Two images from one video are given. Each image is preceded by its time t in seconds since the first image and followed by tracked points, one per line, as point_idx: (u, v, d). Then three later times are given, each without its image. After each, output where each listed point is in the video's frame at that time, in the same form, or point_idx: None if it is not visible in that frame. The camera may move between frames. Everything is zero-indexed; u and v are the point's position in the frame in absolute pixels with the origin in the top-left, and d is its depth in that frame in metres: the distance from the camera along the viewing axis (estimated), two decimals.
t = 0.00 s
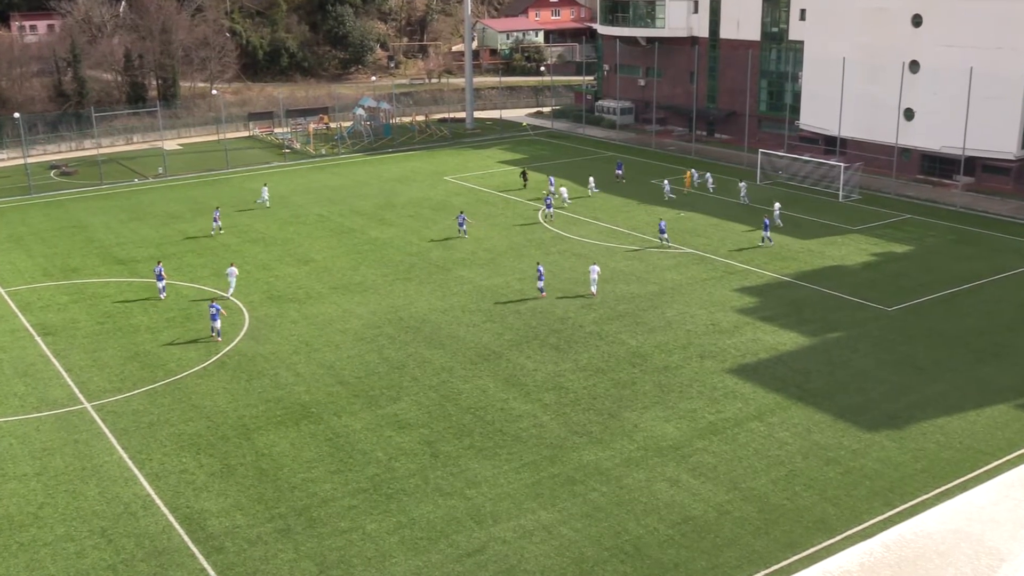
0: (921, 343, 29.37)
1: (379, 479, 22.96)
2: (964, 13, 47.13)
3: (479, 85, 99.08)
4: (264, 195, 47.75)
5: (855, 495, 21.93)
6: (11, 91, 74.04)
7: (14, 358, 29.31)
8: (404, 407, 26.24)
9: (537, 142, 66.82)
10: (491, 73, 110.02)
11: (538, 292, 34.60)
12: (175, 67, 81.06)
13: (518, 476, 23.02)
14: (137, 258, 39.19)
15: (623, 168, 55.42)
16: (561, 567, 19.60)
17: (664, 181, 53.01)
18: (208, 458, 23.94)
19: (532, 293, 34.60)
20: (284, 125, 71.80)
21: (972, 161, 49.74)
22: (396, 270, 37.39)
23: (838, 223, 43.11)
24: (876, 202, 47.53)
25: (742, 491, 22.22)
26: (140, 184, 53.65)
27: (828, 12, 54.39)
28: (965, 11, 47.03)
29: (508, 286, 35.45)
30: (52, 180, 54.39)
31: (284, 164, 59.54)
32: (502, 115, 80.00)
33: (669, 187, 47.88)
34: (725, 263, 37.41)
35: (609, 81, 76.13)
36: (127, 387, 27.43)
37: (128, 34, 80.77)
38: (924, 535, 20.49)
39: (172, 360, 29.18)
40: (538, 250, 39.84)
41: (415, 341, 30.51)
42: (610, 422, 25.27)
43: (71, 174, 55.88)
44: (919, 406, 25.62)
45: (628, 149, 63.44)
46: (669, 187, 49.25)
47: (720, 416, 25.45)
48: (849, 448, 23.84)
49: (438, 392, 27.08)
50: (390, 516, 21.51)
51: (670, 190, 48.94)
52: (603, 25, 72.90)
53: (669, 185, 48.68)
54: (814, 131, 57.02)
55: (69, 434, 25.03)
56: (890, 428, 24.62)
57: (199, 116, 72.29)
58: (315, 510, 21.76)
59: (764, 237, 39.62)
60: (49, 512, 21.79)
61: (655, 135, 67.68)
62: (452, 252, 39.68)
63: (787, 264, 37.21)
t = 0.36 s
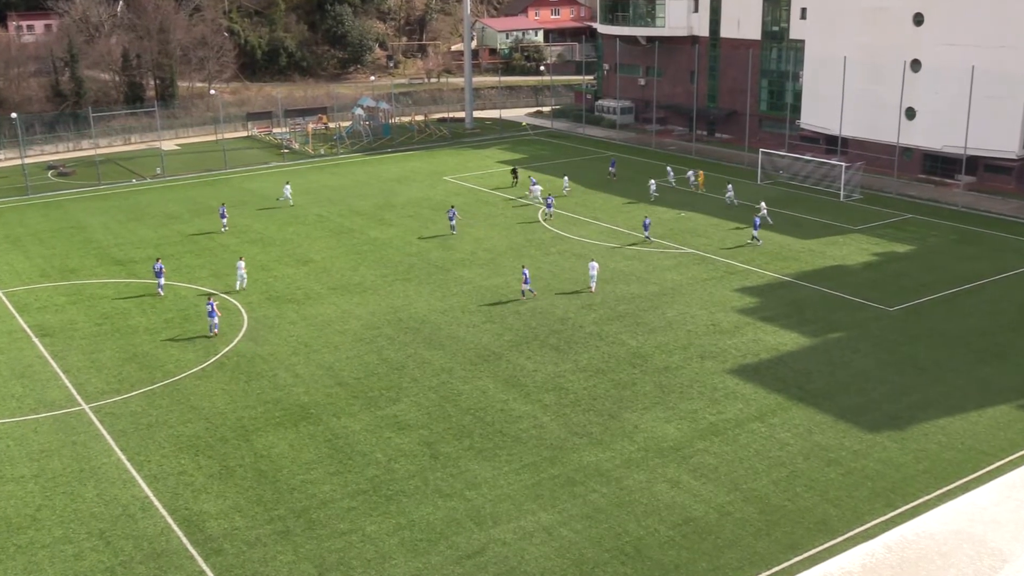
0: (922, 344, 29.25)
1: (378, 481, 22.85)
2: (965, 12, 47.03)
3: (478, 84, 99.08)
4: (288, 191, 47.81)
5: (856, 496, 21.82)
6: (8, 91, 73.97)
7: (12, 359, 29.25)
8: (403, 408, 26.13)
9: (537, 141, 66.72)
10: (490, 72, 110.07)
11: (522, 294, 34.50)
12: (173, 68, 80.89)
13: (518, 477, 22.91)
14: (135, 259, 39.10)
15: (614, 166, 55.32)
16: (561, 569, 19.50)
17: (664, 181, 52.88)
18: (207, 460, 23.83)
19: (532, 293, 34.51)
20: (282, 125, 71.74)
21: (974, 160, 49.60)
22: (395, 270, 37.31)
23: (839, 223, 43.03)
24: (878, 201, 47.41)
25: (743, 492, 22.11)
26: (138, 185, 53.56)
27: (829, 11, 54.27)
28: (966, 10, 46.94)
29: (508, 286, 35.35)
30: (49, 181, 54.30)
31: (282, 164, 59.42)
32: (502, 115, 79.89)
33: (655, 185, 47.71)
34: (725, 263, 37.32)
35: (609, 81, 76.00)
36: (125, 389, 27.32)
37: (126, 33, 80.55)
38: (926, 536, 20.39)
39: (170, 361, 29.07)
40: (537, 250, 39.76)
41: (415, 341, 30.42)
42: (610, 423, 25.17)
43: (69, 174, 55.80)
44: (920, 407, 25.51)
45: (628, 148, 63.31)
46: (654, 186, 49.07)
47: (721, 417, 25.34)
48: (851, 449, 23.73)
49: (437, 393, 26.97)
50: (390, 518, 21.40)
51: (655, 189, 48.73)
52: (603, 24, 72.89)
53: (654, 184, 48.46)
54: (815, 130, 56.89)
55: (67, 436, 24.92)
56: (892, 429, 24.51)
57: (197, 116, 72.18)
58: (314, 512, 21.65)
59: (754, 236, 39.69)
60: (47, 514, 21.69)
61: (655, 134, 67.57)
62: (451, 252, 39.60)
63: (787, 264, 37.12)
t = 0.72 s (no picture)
0: (923, 345, 29.14)
1: (377, 482, 22.74)
2: (968, 12, 46.93)
3: (478, 84, 99.14)
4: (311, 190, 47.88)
5: (857, 498, 21.71)
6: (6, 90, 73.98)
7: (9, 360, 29.11)
8: (402, 409, 26.01)
9: (537, 141, 66.60)
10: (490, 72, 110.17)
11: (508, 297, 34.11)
12: (171, 67, 80.56)
13: (518, 479, 22.79)
14: (133, 259, 38.99)
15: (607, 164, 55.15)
16: (561, 571, 19.38)
17: (665, 181, 52.72)
18: (205, 460, 23.71)
19: (531, 294, 34.38)
20: (281, 124, 71.69)
21: (976, 160, 49.48)
22: (394, 271, 37.19)
23: (841, 223, 42.94)
24: (879, 202, 47.29)
25: (744, 494, 21.99)
26: (136, 184, 53.45)
27: (831, 11, 54.13)
28: (969, 9, 46.83)
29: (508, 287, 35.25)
30: (47, 180, 54.20)
31: (281, 164, 59.29)
32: (502, 115, 79.84)
33: (638, 185, 47.38)
34: (726, 264, 37.21)
35: (610, 81, 75.87)
36: (122, 390, 27.18)
37: (125, 32, 79.81)
38: (927, 538, 20.28)
39: (168, 361, 28.93)
40: (537, 250, 39.66)
41: (414, 342, 30.30)
42: (610, 425, 25.04)
43: (66, 174, 55.67)
44: (922, 408, 25.38)
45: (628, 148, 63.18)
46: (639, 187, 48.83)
47: (721, 419, 25.22)
48: (852, 450, 23.62)
49: (437, 394, 26.85)
50: (388, 519, 21.28)
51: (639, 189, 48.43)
52: (604, 23, 72.79)
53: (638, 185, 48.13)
54: (816, 130, 56.77)
55: (65, 437, 24.80)
56: (893, 431, 24.40)
57: (196, 115, 72.09)
58: (312, 513, 21.53)
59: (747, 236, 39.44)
60: (44, 514, 21.57)
61: (656, 134, 67.46)
62: (451, 252, 39.47)
63: (788, 264, 37.00)
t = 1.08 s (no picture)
0: (925, 345, 29.04)
1: (377, 483, 22.64)
2: (969, 10, 46.83)
3: (478, 83, 99.10)
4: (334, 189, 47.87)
5: (859, 499, 21.60)
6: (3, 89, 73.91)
7: (6, 361, 28.98)
8: (402, 410, 25.91)
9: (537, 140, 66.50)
10: (490, 71, 110.16)
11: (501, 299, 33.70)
12: (170, 66, 79.86)
13: (517, 480, 22.69)
14: (132, 259, 38.89)
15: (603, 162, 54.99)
16: (561, 572, 19.28)
17: (665, 181, 52.59)
18: (203, 461, 23.61)
19: (531, 294, 34.29)
20: (280, 124, 71.60)
21: (978, 160, 49.39)
22: (394, 271, 37.10)
23: (842, 223, 42.81)
24: (881, 201, 47.17)
25: (745, 495, 21.88)
26: (134, 184, 53.34)
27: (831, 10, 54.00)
28: (971, 8, 46.72)
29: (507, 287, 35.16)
30: (45, 180, 54.10)
31: (279, 163, 59.17)
32: (501, 114, 79.77)
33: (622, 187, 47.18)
34: (727, 264, 37.08)
35: (609, 80, 75.76)
36: (120, 391, 27.07)
37: (123, 31, 80.36)
38: (929, 539, 20.18)
39: (166, 363, 28.81)
40: (537, 250, 39.55)
41: (414, 342, 30.19)
42: (610, 425, 24.93)
43: (64, 174, 55.53)
44: (924, 409, 25.27)
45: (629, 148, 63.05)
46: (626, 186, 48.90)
47: (722, 419, 25.12)
48: (853, 451, 23.51)
49: (436, 395, 26.73)
50: (388, 521, 21.19)
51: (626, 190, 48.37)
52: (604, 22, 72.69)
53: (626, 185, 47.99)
54: (817, 129, 56.64)
55: (62, 438, 24.69)
56: (894, 431, 24.29)
57: (194, 115, 71.97)
58: (311, 514, 21.43)
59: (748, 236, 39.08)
60: (42, 516, 21.48)
61: (656, 134, 67.35)
62: (451, 253, 39.35)
63: (788, 264, 36.88)
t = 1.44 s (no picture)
0: (927, 344, 28.93)
1: (376, 484, 22.52)
2: (971, 8, 46.72)
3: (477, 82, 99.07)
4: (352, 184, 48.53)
5: (861, 500, 21.48)
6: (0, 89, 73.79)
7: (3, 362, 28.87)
8: (401, 411, 25.79)
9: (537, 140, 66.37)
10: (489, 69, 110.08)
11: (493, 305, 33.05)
12: (167, 66, 79.16)
13: (518, 481, 22.57)
14: (130, 259, 38.77)
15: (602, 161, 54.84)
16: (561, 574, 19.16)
17: (665, 180, 52.47)
18: (202, 463, 23.49)
19: (531, 294, 34.17)
20: (278, 123, 71.46)
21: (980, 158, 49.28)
22: (393, 271, 36.97)
23: (843, 222, 42.66)
24: (882, 200, 47.04)
25: (746, 495, 21.76)
26: (132, 184, 53.19)
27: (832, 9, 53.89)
28: (972, 6, 46.61)
29: (507, 287, 35.05)
30: (42, 180, 53.94)
31: (277, 163, 59.01)
32: (501, 113, 79.69)
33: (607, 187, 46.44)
34: (727, 264, 36.95)
35: (610, 79, 75.67)
36: (118, 392, 26.95)
37: (120, 31, 80.45)
38: (931, 540, 20.06)
39: (164, 363, 28.68)
40: (537, 250, 39.41)
41: (413, 343, 30.08)
42: (611, 426, 24.81)
43: (61, 174, 55.43)
44: (926, 409, 25.16)
45: (629, 147, 62.92)
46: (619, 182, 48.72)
47: (723, 420, 24.99)
48: (855, 451, 23.39)
49: (436, 395, 26.61)
50: (388, 522, 21.07)
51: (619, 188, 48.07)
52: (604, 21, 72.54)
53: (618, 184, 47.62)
54: (818, 128, 56.53)
55: (60, 440, 24.56)
56: (896, 431, 24.17)
57: (192, 114, 71.84)
58: (310, 516, 21.31)
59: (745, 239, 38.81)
60: (39, 518, 21.36)
61: (656, 133, 67.24)
62: (450, 253, 39.21)
63: (789, 264, 36.75)
